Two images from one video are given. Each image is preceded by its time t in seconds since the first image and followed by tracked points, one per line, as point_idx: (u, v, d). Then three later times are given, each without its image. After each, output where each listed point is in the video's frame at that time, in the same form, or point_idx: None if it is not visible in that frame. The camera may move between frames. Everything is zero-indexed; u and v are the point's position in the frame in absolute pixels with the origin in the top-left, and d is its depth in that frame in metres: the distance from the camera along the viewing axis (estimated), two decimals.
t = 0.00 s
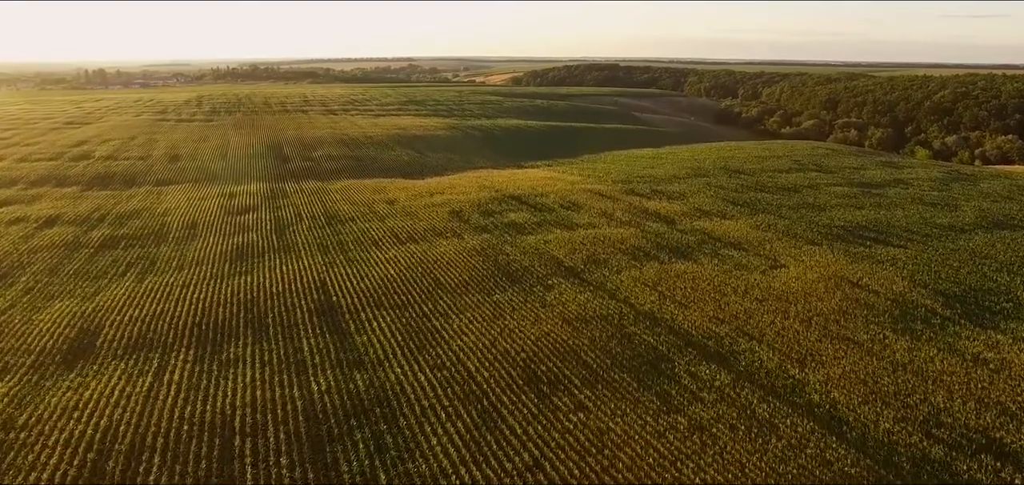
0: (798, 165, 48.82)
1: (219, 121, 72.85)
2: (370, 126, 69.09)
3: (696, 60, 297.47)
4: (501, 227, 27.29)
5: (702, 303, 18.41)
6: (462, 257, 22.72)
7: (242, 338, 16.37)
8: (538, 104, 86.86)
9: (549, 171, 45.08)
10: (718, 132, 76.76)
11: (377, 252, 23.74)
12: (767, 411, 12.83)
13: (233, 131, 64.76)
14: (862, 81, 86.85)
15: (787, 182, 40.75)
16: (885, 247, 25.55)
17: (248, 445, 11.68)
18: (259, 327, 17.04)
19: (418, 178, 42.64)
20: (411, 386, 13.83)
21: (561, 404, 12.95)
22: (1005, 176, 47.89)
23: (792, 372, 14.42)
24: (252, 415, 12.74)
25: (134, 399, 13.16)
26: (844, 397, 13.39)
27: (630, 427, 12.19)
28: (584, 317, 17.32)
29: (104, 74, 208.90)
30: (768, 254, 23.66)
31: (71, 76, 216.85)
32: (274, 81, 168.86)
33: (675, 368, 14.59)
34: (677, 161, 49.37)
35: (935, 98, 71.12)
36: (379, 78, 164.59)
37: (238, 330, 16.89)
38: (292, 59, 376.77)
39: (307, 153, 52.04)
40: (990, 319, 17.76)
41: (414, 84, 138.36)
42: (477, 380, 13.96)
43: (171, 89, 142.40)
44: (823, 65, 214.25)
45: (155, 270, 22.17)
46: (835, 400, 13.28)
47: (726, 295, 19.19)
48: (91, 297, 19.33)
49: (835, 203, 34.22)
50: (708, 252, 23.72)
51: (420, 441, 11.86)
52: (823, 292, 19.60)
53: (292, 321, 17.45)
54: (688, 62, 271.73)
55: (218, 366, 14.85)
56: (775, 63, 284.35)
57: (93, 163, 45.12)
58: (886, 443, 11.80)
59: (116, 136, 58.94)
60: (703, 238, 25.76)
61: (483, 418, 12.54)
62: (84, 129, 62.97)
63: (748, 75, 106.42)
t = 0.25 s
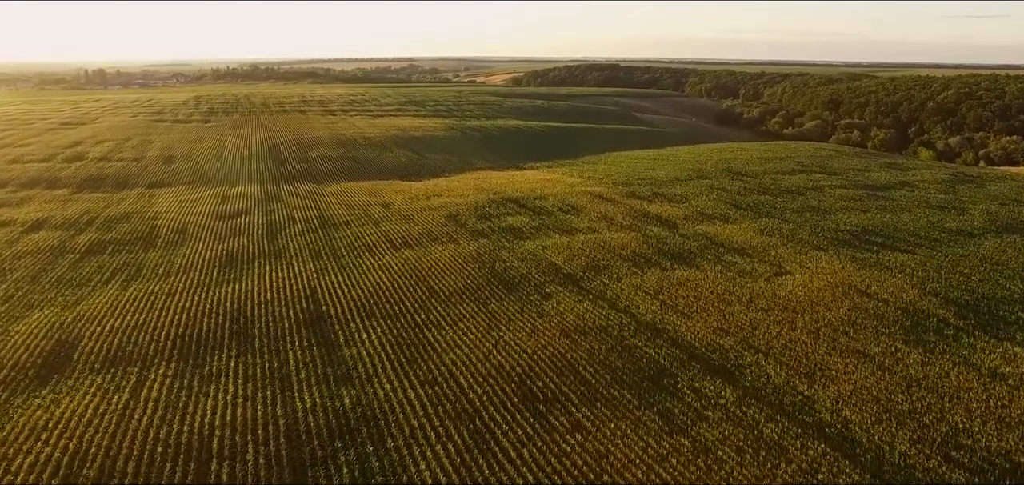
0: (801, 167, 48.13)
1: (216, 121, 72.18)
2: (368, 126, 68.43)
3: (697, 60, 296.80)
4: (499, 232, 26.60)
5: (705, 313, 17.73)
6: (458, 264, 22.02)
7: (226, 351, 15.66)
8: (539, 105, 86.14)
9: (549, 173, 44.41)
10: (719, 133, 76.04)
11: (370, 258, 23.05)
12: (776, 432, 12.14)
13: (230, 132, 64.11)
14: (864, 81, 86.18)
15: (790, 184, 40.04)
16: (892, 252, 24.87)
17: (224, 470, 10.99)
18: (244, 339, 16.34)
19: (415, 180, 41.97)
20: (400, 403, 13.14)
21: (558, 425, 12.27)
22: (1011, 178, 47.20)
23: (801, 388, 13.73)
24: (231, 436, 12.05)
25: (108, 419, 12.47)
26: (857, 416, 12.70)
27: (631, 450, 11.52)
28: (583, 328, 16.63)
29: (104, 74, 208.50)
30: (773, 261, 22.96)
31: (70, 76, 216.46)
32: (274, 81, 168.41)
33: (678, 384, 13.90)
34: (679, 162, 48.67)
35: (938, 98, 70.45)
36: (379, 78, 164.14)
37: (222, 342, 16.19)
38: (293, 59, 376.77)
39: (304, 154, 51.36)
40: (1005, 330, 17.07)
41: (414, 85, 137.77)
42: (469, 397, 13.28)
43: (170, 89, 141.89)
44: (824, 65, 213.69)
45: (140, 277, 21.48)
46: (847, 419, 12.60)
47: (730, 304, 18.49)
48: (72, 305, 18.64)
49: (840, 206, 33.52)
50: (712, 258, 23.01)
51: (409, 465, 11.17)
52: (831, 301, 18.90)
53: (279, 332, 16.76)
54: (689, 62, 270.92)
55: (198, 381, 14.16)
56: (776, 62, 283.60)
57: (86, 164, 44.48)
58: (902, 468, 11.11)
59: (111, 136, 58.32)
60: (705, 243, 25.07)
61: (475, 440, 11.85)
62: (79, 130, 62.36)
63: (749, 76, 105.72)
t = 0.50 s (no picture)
0: (805, 168, 47.52)
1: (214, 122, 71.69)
2: (366, 127, 67.87)
3: (698, 59, 296.28)
4: (497, 236, 26.01)
5: (709, 321, 17.16)
6: (454, 270, 21.43)
7: (210, 363, 15.07)
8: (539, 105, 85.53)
9: (549, 174, 43.83)
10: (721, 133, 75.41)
11: (364, 264, 22.45)
12: (785, 452, 11.56)
13: (228, 133, 63.58)
14: (866, 81, 85.54)
15: (793, 186, 39.45)
16: (900, 257, 24.27)
17: None
18: (231, 350, 15.75)
19: (413, 182, 41.41)
20: (390, 419, 12.56)
21: (555, 444, 11.69)
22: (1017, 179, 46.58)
23: (809, 404, 13.14)
24: (212, 455, 11.47)
25: (83, 437, 11.89)
26: (868, 434, 12.11)
27: (631, 471, 10.95)
28: (582, 338, 16.04)
29: (105, 74, 208.26)
30: (777, 266, 22.36)
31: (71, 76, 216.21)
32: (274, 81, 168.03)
33: (680, 399, 13.32)
34: (680, 164, 48.06)
35: (942, 98, 69.80)
36: (379, 79, 163.62)
37: (207, 353, 15.60)
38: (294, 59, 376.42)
39: (301, 155, 50.81)
40: (1020, 341, 16.48)
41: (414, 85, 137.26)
42: (462, 414, 12.71)
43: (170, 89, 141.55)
44: (825, 64, 213.22)
45: (127, 283, 20.90)
46: (858, 437, 12.02)
47: (734, 312, 17.91)
48: (55, 314, 18.03)
49: (845, 209, 32.92)
50: (714, 264, 22.43)
51: None
52: (838, 309, 18.29)
53: (267, 343, 16.17)
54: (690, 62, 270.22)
55: (180, 395, 13.56)
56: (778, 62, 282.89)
57: (79, 166, 43.94)
58: None
59: (108, 137, 57.79)
60: (708, 247, 24.48)
61: (468, 462, 11.27)
62: (75, 130, 61.85)
63: (751, 76, 105.09)
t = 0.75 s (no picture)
0: (808, 170, 46.83)
1: (212, 123, 71.07)
2: (365, 128, 67.22)
3: (699, 59, 295.77)
4: (495, 240, 25.33)
5: (712, 332, 16.48)
6: (449, 277, 20.76)
7: (191, 377, 14.39)
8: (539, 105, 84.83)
9: (548, 176, 43.17)
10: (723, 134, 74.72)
11: (356, 270, 21.78)
12: (795, 477, 10.90)
13: (224, 134, 62.95)
14: (869, 82, 84.83)
15: (797, 188, 38.77)
16: (908, 263, 23.59)
17: None
18: (215, 363, 15.07)
19: (411, 184, 40.77)
20: (377, 440, 11.91)
21: (551, 468, 11.03)
22: None
23: (820, 423, 12.47)
24: (187, 480, 10.82)
25: (51, 461, 11.22)
26: (883, 457, 11.44)
27: None
28: (581, 350, 15.36)
29: (105, 74, 207.86)
30: (783, 273, 21.69)
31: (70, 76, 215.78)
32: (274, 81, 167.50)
33: (684, 417, 12.65)
34: (682, 165, 47.37)
35: (945, 99, 69.07)
36: (379, 79, 163.03)
37: (189, 366, 14.91)
38: (295, 59, 375.94)
39: (297, 157, 50.15)
40: None
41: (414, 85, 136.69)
42: (454, 434, 12.05)
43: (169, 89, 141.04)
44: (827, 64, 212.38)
45: (112, 291, 20.23)
46: (872, 460, 11.36)
47: (739, 322, 17.21)
48: (33, 324, 17.37)
49: (850, 212, 32.24)
50: (718, 270, 21.75)
51: None
52: (847, 319, 17.60)
53: (253, 355, 15.50)
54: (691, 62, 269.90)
55: (158, 412, 12.90)
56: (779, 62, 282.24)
57: (72, 168, 43.30)
58: None
59: (103, 138, 57.17)
60: (710, 253, 23.81)
61: None
62: (70, 131, 61.24)
63: (752, 76, 104.36)
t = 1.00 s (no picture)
0: (811, 172, 46.24)
1: (210, 123, 70.54)
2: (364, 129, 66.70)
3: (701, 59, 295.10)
4: (493, 245, 24.77)
5: (716, 343, 15.90)
6: (444, 283, 20.18)
7: (174, 390, 13.82)
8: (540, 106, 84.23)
9: (548, 178, 42.62)
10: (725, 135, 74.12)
11: (350, 276, 21.22)
12: None
13: (222, 134, 62.43)
14: (871, 82, 84.21)
15: (800, 190, 38.19)
16: (916, 269, 23.01)
17: None
18: (199, 375, 14.50)
19: (408, 186, 40.23)
20: (365, 459, 11.34)
21: None
22: None
23: (830, 441, 11.89)
24: None
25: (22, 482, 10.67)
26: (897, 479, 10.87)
27: None
28: (579, 362, 14.78)
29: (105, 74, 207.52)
30: (787, 278, 21.13)
31: (71, 76, 215.52)
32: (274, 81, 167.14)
33: (687, 434, 12.07)
34: (684, 167, 46.80)
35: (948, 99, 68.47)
36: (380, 79, 162.75)
37: (172, 379, 14.34)
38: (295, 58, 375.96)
39: (295, 158, 49.62)
40: None
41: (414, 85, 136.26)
42: (445, 453, 11.48)
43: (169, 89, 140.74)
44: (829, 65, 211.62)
45: (98, 297, 19.69)
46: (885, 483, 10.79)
47: (743, 332, 16.63)
48: (14, 333, 16.82)
49: (855, 215, 31.64)
50: (721, 276, 21.17)
51: None
52: (855, 328, 17.02)
53: (239, 367, 14.93)
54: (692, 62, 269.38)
55: (137, 429, 12.34)
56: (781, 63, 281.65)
57: (66, 169, 42.79)
58: None
59: (99, 139, 56.67)
60: (713, 258, 23.24)
61: None
62: (66, 132, 60.76)
63: (754, 76, 103.73)
